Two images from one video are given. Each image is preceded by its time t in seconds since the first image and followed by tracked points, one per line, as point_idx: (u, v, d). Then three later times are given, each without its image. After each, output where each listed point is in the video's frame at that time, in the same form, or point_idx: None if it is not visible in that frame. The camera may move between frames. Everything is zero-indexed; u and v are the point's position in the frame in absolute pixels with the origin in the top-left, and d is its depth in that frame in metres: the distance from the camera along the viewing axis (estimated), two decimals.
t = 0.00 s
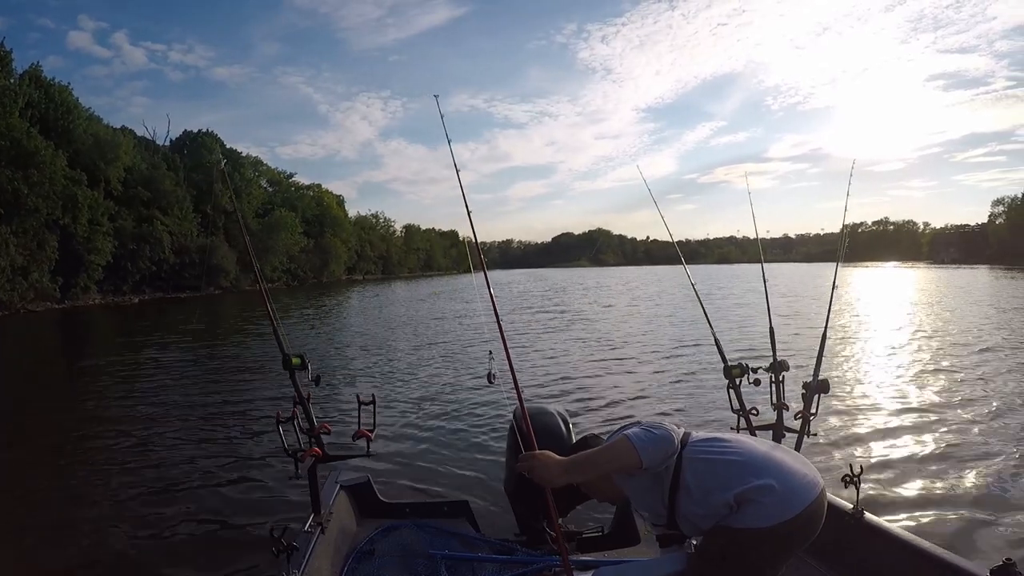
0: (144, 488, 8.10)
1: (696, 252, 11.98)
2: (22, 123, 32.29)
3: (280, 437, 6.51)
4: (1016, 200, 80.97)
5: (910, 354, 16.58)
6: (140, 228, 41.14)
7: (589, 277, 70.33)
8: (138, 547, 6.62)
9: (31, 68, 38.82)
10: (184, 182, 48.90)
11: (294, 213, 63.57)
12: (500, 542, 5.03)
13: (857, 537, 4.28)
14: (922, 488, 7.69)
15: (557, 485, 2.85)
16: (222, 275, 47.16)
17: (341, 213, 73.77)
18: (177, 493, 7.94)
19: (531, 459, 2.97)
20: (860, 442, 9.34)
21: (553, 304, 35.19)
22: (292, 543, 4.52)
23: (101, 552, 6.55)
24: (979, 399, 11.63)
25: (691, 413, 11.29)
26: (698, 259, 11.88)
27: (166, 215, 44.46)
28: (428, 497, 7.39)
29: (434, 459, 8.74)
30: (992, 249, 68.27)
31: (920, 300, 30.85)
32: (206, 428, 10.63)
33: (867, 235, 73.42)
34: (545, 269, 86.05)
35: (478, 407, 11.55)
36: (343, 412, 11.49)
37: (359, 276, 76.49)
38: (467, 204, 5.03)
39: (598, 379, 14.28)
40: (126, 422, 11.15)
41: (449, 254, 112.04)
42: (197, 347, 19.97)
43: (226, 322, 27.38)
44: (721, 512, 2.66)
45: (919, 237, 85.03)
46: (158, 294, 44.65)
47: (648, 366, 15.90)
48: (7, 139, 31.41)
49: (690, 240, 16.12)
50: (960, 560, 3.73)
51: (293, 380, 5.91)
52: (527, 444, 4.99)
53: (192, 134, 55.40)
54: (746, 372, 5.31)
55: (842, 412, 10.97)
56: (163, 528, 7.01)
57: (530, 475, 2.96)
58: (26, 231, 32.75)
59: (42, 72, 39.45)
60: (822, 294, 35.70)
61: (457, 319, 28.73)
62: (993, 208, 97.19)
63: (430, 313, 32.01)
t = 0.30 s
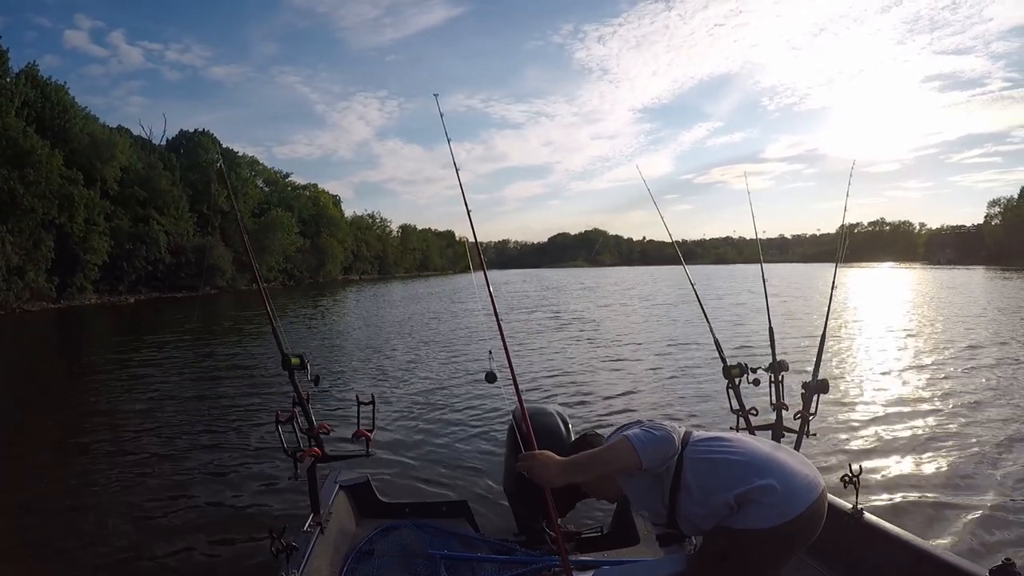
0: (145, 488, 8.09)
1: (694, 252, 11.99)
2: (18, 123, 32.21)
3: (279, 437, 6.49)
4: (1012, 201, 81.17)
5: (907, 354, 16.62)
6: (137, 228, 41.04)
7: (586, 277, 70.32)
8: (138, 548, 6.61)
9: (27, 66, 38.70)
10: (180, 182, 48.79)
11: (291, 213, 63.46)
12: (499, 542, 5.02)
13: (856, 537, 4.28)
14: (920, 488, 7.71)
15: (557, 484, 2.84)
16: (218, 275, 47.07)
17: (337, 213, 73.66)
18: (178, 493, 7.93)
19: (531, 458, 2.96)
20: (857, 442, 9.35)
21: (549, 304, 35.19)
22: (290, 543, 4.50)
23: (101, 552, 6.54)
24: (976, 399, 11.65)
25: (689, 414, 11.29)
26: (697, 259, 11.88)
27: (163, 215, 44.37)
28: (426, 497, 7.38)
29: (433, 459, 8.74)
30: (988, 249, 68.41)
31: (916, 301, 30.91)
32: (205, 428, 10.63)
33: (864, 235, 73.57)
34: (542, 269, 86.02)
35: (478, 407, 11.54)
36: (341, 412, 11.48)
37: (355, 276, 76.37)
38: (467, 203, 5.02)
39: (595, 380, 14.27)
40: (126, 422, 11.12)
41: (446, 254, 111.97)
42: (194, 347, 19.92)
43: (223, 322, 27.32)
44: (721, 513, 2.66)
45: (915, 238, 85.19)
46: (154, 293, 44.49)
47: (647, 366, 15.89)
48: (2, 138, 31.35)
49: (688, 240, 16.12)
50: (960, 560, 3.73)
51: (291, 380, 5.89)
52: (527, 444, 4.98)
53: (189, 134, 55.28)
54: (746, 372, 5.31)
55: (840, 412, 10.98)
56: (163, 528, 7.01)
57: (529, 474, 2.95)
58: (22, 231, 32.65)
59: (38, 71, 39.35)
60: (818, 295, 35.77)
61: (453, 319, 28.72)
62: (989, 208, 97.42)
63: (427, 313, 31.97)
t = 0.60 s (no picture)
0: (146, 488, 8.06)
1: (691, 251, 11.98)
2: (13, 123, 32.16)
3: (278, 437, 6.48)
4: (1008, 200, 81.34)
5: (904, 353, 16.64)
6: (133, 228, 40.96)
7: (583, 276, 70.34)
8: (139, 548, 6.59)
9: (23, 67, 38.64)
10: (177, 182, 48.71)
11: (287, 214, 63.37)
12: (499, 543, 5.03)
13: (854, 537, 4.29)
14: (917, 487, 7.70)
15: (555, 484, 2.84)
16: (214, 275, 47.02)
17: (333, 213, 73.56)
18: (178, 493, 7.90)
19: (530, 459, 2.95)
20: (855, 441, 9.36)
21: (547, 304, 35.19)
22: (290, 543, 4.50)
23: (102, 552, 6.52)
24: (974, 398, 11.65)
25: (688, 414, 11.28)
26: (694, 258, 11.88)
27: (159, 215, 44.31)
28: (425, 498, 7.39)
29: (431, 459, 8.73)
30: (985, 249, 68.53)
31: (914, 300, 30.92)
32: (204, 428, 10.63)
33: (860, 235, 73.74)
34: (538, 269, 86.03)
35: (478, 407, 11.53)
36: (340, 412, 11.46)
37: (352, 276, 76.31)
38: (466, 203, 5.02)
39: (594, 379, 14.25)
40: (124, 423, 11.09)
41: (443, 254, 111.92)
42: (192, 348, 19.89)
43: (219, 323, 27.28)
44: (720, 512, 2.66)
45: (911, 237, 85.35)
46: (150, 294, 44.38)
47: (645, 366, 15.88)
48: None
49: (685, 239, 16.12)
50: (958, 559, 3.74)
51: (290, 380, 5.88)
52: (527, 445, 4.98)
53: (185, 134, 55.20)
54: (745, 372, 5.32)
55: (839, 411, 10.99)
56: (163, 527, 7.01)
57: (529, 474, 2.95)
58: (18, 231, 32.61)
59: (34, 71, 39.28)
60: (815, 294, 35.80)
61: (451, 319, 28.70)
62: (985, 208, 97.67)
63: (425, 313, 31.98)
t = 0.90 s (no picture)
0: (147, 488, 8.06)
1: (689, 251, 11.98)
2: (9, 124, 32.13)
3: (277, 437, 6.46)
4: (1004, 199, 81.58)
5: (901, 353, 16.64)
6: (130, 229, 40.89)
7: (579, 276, 70.38)
8: (138, 548, 6.59)
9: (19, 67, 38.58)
10: (173, 182, 48.65)
11: (284, 214, 63.32)
12: (498, 543, 5.02)
13: (853, 537, 4.30)
14: (916, 488, 7.70)
15: (555, 484, 2.84)
16: (211, 276, 46.96)
17: (330, 214, 73.53)
18: (178, 493, 7.90)
19: (530, 458, 2.95)
20: (853, 441, 9.36)
21: (544, 304, 35.27)
22: (289, 544, 4.49)
23: (102, 552, 6.52)
24: (972, 399, 11.66)
25: (685, 414, 11.29)
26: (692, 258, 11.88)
27: (156, 216, 44.25)
28: (424, 498, 7.38)
29: (430, 459, 8.73)
30: (981, 248, 68.69)
31: (910, 300, 30.94)
32: (203, 428, 10.62)
33: (857, 235, 73.87)
34: (535, 270, 86.03)
35: (478, 408, 11.52)
36: (339, 413, 11.46)
37: (348, 276, 76.23)
38: (466, 202, 5.01)
39: (592, 379, 14.24)
40: (123, 423, 11.08)
41: (439, 254, 111.93)
42: (190, 348, 19.89)
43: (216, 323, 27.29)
44: (720, 512, 2.66)
45: (907, 237, 85.48)
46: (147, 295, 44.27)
47: (643, 366, 15.88)
48: None
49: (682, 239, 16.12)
50: (958, 559, 3.74)
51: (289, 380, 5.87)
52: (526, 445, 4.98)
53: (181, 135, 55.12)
54: (744, 372, 5.32)
55: (837, 411, 10.98)
56: (163, 527, 7.01)
57: (529, 474, 2.95)
58: (14, 232, 32.54)
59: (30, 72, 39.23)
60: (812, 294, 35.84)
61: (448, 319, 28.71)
62: (981, 207, 97.89)
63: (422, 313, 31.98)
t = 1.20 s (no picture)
0: (147, 488, 8.07)
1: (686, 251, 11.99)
2: (7, 124, 32.08)
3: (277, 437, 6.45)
4: (1001, 199, 81.74)
5: (898, 353, 16.65)
6: (127, 229, 40.85)
7: (577, 276, 70.41)
8: (137, 548, 6.60)
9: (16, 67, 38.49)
10: (171, 183, 48.63)
11: (281, 214, 63.30)
12: (496, 543, 5.02)
13: (851, 537, 4.31)
14: (914, 488, 7.72)
15: (555, 483, 2.84)
16: (209, 276, 46.95)
17: (327, 214, 73.48)
18: (177, 492, 7.91)
19: (530, 458, 2.96)
20: (851, 441, 9.37)
21: (542, 305, 35.30)
22: (288, 544, 4.47)
23: (102, 551, 6.53)
24: (970, 399, 11.67)
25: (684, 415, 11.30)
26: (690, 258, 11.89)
27: (153, 216, 44.22)
28: (423, 498, 7.39)
29: (429, 459, 8.73)
30: (977, 248, 68.88)
31: (907, 300, 30.99)
32: (202, 428, 10.63)
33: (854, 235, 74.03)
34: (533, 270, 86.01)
35: (478, 408, 11.52)
36: (338, 413, 11.47)
37: (346, 276, 76.18)
38: (468, 204, 5.02)
39: (591, 379, 14.24)
40: (122, 423, 11.09)
41: (436, 254, 111.93)
42: (188, 348, 19.91)
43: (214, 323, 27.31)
44: (720, 512, 2.66)
45: (904, 237, 85.72)
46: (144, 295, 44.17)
47: (641, 366, 15.87)
48: None
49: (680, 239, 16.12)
50: (955, 559, 3.75)
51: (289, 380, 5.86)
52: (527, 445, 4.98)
53: (179, 135, 55.11)
54: (742, 373, 5.32)
55: (836, 411, 10.99)
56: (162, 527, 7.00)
57: (529, 474, 2.95)
58: (11, 232, 32.46)
59: (27, 72, 39.19)
60: (809, 294, 35.90)
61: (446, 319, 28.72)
62: (978, 208, 98.08)
63: (420, 313, 31.97)
